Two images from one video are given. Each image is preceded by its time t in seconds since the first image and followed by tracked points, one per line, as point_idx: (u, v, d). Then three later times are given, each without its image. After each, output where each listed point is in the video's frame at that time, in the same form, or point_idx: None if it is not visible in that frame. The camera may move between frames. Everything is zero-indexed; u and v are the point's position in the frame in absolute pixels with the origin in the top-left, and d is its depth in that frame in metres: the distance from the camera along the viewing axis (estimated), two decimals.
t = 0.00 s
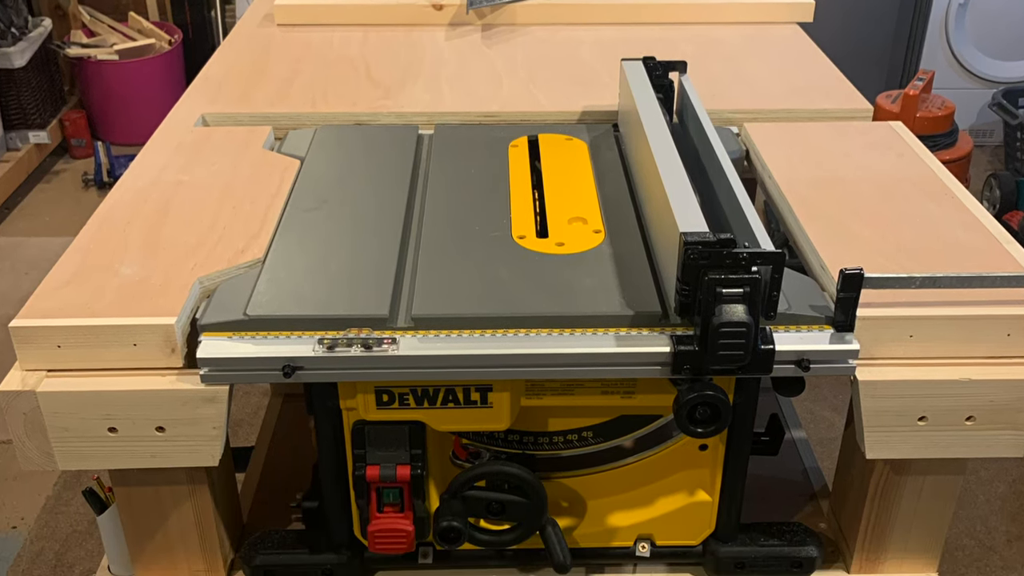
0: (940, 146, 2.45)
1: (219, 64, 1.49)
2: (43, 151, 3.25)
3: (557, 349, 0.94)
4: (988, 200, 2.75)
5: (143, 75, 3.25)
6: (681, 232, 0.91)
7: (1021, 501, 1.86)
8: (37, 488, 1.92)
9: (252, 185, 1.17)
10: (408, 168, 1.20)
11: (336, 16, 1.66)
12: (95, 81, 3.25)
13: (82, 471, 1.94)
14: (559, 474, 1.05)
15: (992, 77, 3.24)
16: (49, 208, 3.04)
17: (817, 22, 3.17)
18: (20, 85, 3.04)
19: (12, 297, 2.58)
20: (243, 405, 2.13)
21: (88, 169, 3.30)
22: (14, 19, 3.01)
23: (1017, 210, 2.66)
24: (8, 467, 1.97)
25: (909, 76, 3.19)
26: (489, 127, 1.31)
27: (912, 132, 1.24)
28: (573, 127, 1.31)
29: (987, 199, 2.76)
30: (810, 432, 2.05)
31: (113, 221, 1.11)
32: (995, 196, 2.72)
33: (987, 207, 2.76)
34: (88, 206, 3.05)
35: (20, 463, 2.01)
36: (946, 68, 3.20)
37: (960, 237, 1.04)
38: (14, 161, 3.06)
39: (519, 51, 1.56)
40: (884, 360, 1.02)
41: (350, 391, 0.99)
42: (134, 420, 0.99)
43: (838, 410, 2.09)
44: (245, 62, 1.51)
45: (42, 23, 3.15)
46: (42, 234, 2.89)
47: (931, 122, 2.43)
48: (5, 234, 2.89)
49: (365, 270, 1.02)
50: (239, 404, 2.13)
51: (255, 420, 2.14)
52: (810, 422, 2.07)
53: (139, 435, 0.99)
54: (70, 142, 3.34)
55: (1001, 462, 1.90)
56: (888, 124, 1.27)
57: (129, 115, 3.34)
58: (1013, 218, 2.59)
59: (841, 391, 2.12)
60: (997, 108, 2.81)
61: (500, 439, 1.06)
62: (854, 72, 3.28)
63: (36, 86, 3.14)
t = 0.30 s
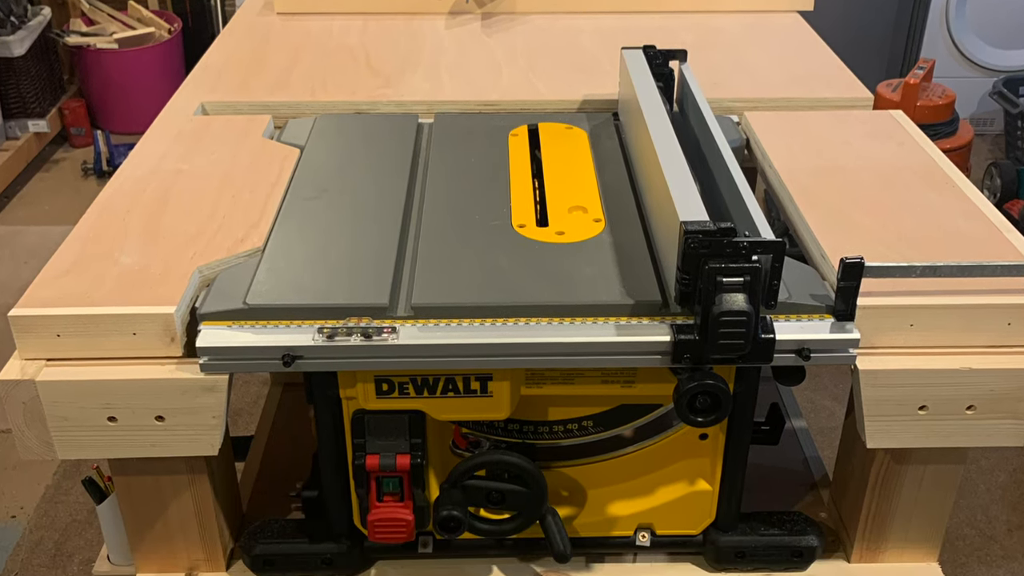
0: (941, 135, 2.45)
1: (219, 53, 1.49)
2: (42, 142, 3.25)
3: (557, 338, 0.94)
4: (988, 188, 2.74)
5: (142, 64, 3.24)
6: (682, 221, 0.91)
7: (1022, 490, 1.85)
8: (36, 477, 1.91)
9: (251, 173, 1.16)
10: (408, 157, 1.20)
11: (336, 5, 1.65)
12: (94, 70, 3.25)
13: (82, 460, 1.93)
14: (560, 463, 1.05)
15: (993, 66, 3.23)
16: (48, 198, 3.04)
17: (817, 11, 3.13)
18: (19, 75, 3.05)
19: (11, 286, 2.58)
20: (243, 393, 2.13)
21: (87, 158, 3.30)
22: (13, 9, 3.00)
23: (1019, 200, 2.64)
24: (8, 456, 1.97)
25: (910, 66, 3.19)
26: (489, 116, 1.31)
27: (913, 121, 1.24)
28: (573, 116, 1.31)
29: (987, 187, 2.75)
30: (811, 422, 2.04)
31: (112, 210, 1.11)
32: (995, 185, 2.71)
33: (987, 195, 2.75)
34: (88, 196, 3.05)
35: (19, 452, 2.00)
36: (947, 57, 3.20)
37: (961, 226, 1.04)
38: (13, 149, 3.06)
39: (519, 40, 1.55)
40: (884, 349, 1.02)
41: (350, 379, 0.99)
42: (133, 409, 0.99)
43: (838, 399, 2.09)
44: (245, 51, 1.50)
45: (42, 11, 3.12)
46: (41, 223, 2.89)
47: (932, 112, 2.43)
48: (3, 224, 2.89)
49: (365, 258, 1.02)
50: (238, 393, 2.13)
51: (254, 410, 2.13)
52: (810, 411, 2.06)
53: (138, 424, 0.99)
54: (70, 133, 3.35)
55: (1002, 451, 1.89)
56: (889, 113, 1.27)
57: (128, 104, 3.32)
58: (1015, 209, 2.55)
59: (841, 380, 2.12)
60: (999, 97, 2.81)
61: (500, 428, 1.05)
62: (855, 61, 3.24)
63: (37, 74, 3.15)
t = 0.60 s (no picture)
0: (942, 124, 2.46)
1: (218, 42, 1.49)
2: (39, 129, 3.23)
3: (557, 327, 0.94)
4: (990, 177, 2.73)
5: (142, 52, 3.24)
6: (682, 210, 0.90)
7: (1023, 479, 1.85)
8: (35, 465, 1.91)
9: (250, 162, 1.16)
10: (407, 147, 1.20)
11: None
12: (94, 60, 3.25)
13: (81, 449, 1.93)
14: (559, 452, 1.05)
15: (994, 55, 3.23)
16: (48, 187, 3.03)
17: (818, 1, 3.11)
18: (18, 63, 3.05)
19: (9, 276, 2.57)
20: (242, 383, 2.12)
21: (85, 146, 3.29)
22: None
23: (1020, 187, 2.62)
24: (7, 445, 1.97)
25: (910, 55, 3.19)
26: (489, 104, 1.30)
27: (913, 110, 1.23)
28: (573, 104, 1.31)
29: (988, 175, 2.74)
30: (810, 411, 2.04)
31: (112, 199, 1.10)
32: (996, 174, 2.70)
33: (987, 184, 2.75)
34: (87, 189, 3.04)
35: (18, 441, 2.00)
36: (948, 46, 3.20)
37: (962, 215, 1.04)
38: (12, 139, 3.06)
39: (519, 28, 1.55)
40: (885, 339, 1.02)
41: (349, 368, 0.99)
42: (133, 398, 0.98)
43: (839, 388, 2.08)
44: (245, 39, 1.50)
45: None
46: (39, 213, 2.89)
47: (932, 100, 2.43)
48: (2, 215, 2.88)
49: (365, 247, 1.02)
50: (238, 382, 2.12)
51: (253, 399, 2.13)
52: (810, 400, 2.06)
53: (138, 413, 0.99)
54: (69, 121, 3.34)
55: (1003, 440, 1.89)
56: (889, 102, 1.27)
57: (127, 95, 3.32)
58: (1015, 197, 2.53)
59: (842, 370, 2.11)
60: (999, 86, 2.81)
61: (500, 417, 1.05)
62: (856, 50, 3.23)
63: (36, 64, 3.16)
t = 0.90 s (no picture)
0: (943, 112, 2.45)
1: (218, 30, 1.49)
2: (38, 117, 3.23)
3: (557, 316, 0.93)
4: (991, 165, 2.72)
5: (140, 39, 3.23)
6: (682, 199, 0.90)
7: None
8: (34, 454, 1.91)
9: (250, 151, 1.16)
10: (407, 136, 1.19)
11: None
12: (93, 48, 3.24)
13: (81, 439, 1.92)
14: (560, 441, 1.05)
15: (994, 43, 3.22)
16: (47, 176, 3.03)
17: None
18: (17, 50, 3.05)
19: (8, 265, 2.57)
20: (242, 371, 2.12)
21: (85, 135, 3.29)
22: None
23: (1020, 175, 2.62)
24: (7, 434, 1.97)
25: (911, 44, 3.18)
26: (489, 94, 1.30)
27: (914, 98, 1.23)
28: (573, 93, 1.31)
29: (988, 164, 2.73)
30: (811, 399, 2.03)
31: (111, 189, 1.10)
32: (996, 162, 2.69)
33: (987, 172, 2.74)
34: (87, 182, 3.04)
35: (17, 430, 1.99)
36: (948, 33, 3.20)
37: (963, 204, 1.04)
38: (12, 128, 3.06)
39: (519, 17, 1.55)
40: (885, 328, 1.02)
41: (349, 357, 0.98)
42: (132, 387, 0.98)
43: (839, 377, 2.07)
44: (245, 28, 1.50)
45: None
46: (38, 201, 2.88)
47: (933, 88, 2.43)
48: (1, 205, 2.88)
49: (364, 236, 1.02)
50: (237, 371, 2.12)
51: (253, 388, 2.12)
52: (810, 389, 2.05)
53: (137, 402, 0.99)
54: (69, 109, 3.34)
55: (1004, 430, 1.88)
56: (890, 91, 1.26)
57: (127, 84, 3.32)
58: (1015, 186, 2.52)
59: (842, 359, 2.11)
60: (1000, 74, 2.80)
61: (500, 406, 1.05)
62: (856, 39, 3.23)
63: (35, 53, 3.16)
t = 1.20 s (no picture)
0: (943, 101, 2.45)
1: (218, 20, 1.49)
2: (38, 108, 3.22)
3: (557, 305, 0.93)
4: (991, 154, 2.71)
5: (139, 28, 3.23)
6: (682, 188, 0.90)
7: None
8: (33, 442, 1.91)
9: (249, 140, 1.16)
10: (407, 125, 1.19)
11: None
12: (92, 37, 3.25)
13: (81, 428, 1.92)
14: (560, 430, 1.05)
15: (995, 32, 3.22)
16: (47, 165, 3.03)
17: None
18: (16, 39, 3.04)
19: (8, 254, 2.57)
20: (242, 360, 2.11)
21: (84, 124, 3.29)
22: None
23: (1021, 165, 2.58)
24: (7, 423, 1.97)
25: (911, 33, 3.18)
26: (489, 83, 1.30)
27: (914, 87, 1.23)
28: (573, 82, 1.30)
29: (989, 153, 2.72)
30: (811, 388, 2.03)
31: (110, 177, 1.10)
32: (997, 151, 2.68)
33: (988, 161, 2.73)
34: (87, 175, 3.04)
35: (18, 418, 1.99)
36: (948, 22, 3.19)
37: (964, 193, 1.04)
38: (10, 117, 3.06)
39: (519, 6, 1.55)
40: (885, 317, 1.02)
41: (349, 346, 0.98)
42: (131, 376, 0.98)
43: (840, 366, 2.07)
44: (244, 17, 1.50)
45: None
46: (38, 190, 2.88)
47: (933, 78, 2.43)
48: None
49: (364, 225, 1.01)
50: (236, 359, 2.11)
51: (252, 376, 2.12)
52: (811, 377, 2.05)
53: (137, 391, 0.99)
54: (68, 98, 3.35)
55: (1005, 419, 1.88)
56: (890, 80, 1.26)
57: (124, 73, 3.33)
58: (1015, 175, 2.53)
59: (843, 347, 2.11)
60: (1000, 62, 2.80)
61: (500, 395, 1.05)
62: (857, 28, 3.22)
63: (34, 42, 3.15)
